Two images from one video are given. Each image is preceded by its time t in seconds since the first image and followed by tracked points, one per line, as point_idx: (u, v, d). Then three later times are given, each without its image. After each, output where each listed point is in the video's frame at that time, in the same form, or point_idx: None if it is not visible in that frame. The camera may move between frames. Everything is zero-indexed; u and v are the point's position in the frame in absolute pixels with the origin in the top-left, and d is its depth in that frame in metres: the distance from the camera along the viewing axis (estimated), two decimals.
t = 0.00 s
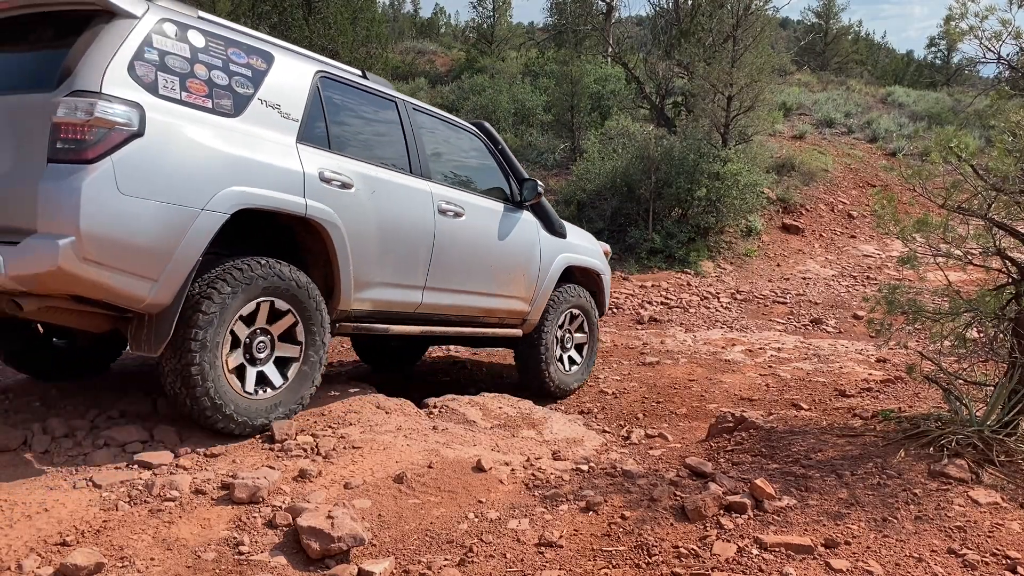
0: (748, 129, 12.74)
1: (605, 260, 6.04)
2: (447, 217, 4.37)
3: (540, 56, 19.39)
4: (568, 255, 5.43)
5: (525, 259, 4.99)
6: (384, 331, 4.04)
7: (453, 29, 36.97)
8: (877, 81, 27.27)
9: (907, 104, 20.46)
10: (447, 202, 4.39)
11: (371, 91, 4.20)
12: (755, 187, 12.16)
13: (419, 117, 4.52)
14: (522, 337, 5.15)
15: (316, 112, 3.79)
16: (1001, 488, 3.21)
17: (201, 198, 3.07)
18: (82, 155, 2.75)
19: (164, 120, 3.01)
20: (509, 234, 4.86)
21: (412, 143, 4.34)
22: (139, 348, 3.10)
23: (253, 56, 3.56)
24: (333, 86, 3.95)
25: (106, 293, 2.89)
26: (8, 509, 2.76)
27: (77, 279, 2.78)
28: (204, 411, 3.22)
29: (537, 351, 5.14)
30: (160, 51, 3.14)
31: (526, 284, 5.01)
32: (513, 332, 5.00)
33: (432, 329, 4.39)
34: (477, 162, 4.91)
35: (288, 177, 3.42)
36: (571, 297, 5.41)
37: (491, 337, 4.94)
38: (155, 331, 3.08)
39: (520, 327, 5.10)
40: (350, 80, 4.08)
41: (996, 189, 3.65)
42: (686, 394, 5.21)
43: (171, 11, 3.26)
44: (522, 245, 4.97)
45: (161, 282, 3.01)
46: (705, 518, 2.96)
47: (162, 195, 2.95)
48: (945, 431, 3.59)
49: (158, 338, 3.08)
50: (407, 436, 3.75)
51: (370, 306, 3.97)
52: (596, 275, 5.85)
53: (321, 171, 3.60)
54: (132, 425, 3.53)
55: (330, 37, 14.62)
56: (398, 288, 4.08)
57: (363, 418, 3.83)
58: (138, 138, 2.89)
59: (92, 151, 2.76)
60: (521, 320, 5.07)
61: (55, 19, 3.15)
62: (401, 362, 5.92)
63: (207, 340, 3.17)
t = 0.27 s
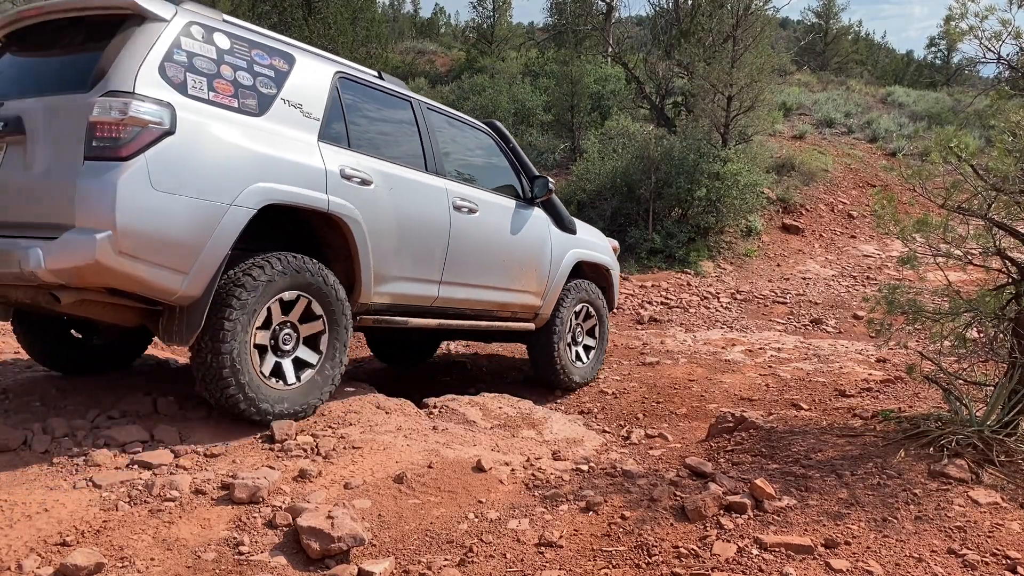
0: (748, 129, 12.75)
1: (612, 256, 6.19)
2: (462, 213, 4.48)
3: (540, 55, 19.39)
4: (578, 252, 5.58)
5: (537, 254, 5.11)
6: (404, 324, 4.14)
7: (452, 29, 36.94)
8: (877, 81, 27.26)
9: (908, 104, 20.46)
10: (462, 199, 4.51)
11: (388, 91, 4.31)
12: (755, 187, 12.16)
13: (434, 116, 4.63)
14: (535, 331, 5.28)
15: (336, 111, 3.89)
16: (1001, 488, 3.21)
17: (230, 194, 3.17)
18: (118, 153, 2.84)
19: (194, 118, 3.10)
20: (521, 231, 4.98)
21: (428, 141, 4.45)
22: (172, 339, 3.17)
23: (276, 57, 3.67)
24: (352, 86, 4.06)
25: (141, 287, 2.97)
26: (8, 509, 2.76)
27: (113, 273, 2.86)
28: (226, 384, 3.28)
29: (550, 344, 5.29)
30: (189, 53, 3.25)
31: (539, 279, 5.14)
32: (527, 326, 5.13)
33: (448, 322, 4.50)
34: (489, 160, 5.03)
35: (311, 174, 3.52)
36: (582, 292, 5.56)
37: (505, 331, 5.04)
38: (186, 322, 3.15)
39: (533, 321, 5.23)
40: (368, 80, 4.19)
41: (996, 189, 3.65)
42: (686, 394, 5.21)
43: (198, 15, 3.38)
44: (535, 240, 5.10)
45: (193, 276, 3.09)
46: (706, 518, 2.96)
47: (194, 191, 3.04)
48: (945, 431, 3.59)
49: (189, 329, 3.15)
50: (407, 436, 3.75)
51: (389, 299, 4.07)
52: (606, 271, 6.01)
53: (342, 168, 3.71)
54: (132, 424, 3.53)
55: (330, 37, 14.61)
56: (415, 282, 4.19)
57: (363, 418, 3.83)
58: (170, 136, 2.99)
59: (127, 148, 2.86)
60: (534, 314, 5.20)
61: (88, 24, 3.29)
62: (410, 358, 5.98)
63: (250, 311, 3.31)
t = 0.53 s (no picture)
0: (748, 129, 12.76)
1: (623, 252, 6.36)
2: (477, 209, 4.65)
3: (540, 55, 19.39)
4: (588, 246, 5.75)
5: (549, 249, 5.28)
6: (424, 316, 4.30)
7: (452, 29, 36.92)
8: (877, 81, 27.25)
9: (908, 104, 20.45)
10: (477, 195, 4.68)
11: (405, 91, 4.47)
12: (755, 187, 12.16)
13: (448, 116, 4.79)
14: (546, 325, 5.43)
15: (357, 110, 4.04)
16: (1001, 488, 3.21)
17: (261, 190, 3.29)
18: (157, 150, 2.96)
19: (227, 117, 3.24)
20: (534, 226, 5.15)
21: (443, 140, 4.61)
22: (205, 333, 3.30)
23: (300, 59, 3.81)
24: (372, 86, 4.20)
25: (178, 280, 3.09)
26: (8, 509, 2.76)
27: (153, 267, 2.98)
28: (258, 352, 3.38)
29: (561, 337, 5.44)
30: (220, 54, 3.39)
31: (551, 274, 5.30)
32: (540, 319, 5.29)
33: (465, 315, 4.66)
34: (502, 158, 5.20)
35: (337, 171, 3.66)
36: (592, 286, 5.72)
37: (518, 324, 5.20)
38: (220, 315, 3.29)
39: (546, 315, 5.39)
40: (386, 81, 4.35)
41: (996, 189, 3.65)
42: (686, 394, 5.21)
43: (227, 18, 3.51)
44: (546, 235, 5.27)
45: (226, 269, 3.22)
46: (706, 518, 2.96)
47: (229, 187, 3.18)
48: (945, 431, 3.59)
49: (223, 321, 3.29)
50: (407, 436, 3.75)
51: (409, 292, 4.22)
52: (614, 266, 6.18)
53: (366, 166, 3.86)
54: (133, 424, 3.53)
55: (330, 37, 14.59)
56: (434, 276, 4.34)
57: (363, 418, 3.83)
58: (205, 134, 3.10)
59: (165, 146, 2.98)
60: (546, 309, 5.36)
61: (122, 28, 3.42)
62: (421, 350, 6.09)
63: (298, 287, 3.52)
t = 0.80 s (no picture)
0: (748, 129, 12.76)
1: (629, 249, 6.49)
2: (490, 207, 4.76)
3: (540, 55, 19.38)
4: (597, 244, 5.86)
5: (558, 246, 5.39)
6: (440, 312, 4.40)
7: (452, 28, 36.88)
8: (877, 81, 27.25)
9: (908, 104, 20.45)
10: (490, 194, 4.79)
11: (420, 91, 4.57)
12: (755, 187, 12.16)
13: (461, 115, 4.89)
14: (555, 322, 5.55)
15: (373, 110, 4.14)
16: (1001, 488, 3.21)
17: (284, 186, 3.40)
18: (184, 147, 3.07)
19: (251, 116, 3.34)
20: (544, 224, 5.26)
21: (456, 139, 4.71)
22: (228, 325, 3.40)
23: (320, 59, 3.91)
24: (388, 86, 4.31)
25: (203, 274, 3.18)
26: (8, 509, 2.77)
27: (180, 260, 3.07)
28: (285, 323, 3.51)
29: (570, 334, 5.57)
30: (243, 55, 3.50)
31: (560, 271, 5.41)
32: (551, 316, 5.40)
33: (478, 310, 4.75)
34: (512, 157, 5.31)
35: (356, 169, 3.76)
36: (600, 284, 5.85)
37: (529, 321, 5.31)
38: (244, 308, 3.39)
39: (556, 312, 5.51)
40: (401, 82, 4.45)
41: (996, 189, 3.64)
42: (686, 394, 5.21)
43: (249, 20, 3.62)
44: (556, 233, 5.38)
45: (250, 263, 3.31)
46: (706, 518, 2.96)
47: (253, 183, 3.28)
48: (945, 431, 3.59)
49: (248, 314, 3.39)
50: (407, 436, 3.75)
51: (425, 288, 4.32)
52: (622, 263, 6.29)
53: (383, 164, 3.96)
54: (133, 424, 3.54)
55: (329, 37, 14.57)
56: (449, 272, 4.44)
57: (362, 418, 3.83)
58: (229, 132, 3.20)
59: (192, 143, 3.08)
60: (556, 306, 5.47)
61: (147, 30, 3.54)
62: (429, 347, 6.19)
63: (336, 274, 3.71)
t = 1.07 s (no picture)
0: (748, 129, 12.77)
1: (635, 247, 6.62)
2: (500, 207, 4.88)
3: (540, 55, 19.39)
4: (602, 240, 5.99)
5: (565, 243, 5.52)
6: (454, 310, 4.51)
7: (452, 29, 36.88)
8: (877, 81, 27.27)
9: (908, 104, 20.45)
10: (500, 193, 4.91)
11: (430, 94, 4.68)
12: (755, 187, 12.16)
13: (468, 116, 4.99)
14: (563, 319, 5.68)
15: (385, 113, 4.24)
16: (1001, 488, 3.21)
17: (303, 189, 3.50)
18: (206, 153, 3.16)
19: (270, 121, 3.44)
20: (551, 222, 5.39)
21: (464, 140, 4.82)
22: (250, 325, 3.50)
23: (334, 64, 4.01)
24: (398, 89, 4.41)
25: (225, 275, 3.28)
26: (8, 509, 2.77)
27: (204, 263, 3.16)
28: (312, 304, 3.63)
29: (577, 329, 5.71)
30: (261, 61, 3.58)
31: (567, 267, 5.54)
32: (560, 313, 5.52)
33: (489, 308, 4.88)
34: (518, 156, 5.42)
35: (371, 171, 3.87)
36: (606, 281, 5.98)
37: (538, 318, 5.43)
38: (265, 308, 3.50)
39: (564, 309, 5.64)
40: (411, 85, 4.55)
41: (996, 189, 3.64)
42: (686, 394, 5.21)
43: (266, 26, 3.70)
44: (562, 230, 5.51)
45: (270, 264, 3.41)
46: (706, 518, 2.96)
47: (274, 186, 3.38)
48: (945, 431, 3.59)
49: (269, 314, 3.49)
50: (407, 436, 3.75)
51: (438, 287, 4.44)
52: (627, 259, 6.42)
53: (397, 166, 4.07)
54: (133, 424, 3.54)
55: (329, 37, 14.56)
56: (461, 271, 4.56)
57: (362, 418, 3.83)
58: (250, 137, 3.29)
59: (214, 149, 3.17)
60: (565, 302, 5.61)
61: (165, 37, 3.63)
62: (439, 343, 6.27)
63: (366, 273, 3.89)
